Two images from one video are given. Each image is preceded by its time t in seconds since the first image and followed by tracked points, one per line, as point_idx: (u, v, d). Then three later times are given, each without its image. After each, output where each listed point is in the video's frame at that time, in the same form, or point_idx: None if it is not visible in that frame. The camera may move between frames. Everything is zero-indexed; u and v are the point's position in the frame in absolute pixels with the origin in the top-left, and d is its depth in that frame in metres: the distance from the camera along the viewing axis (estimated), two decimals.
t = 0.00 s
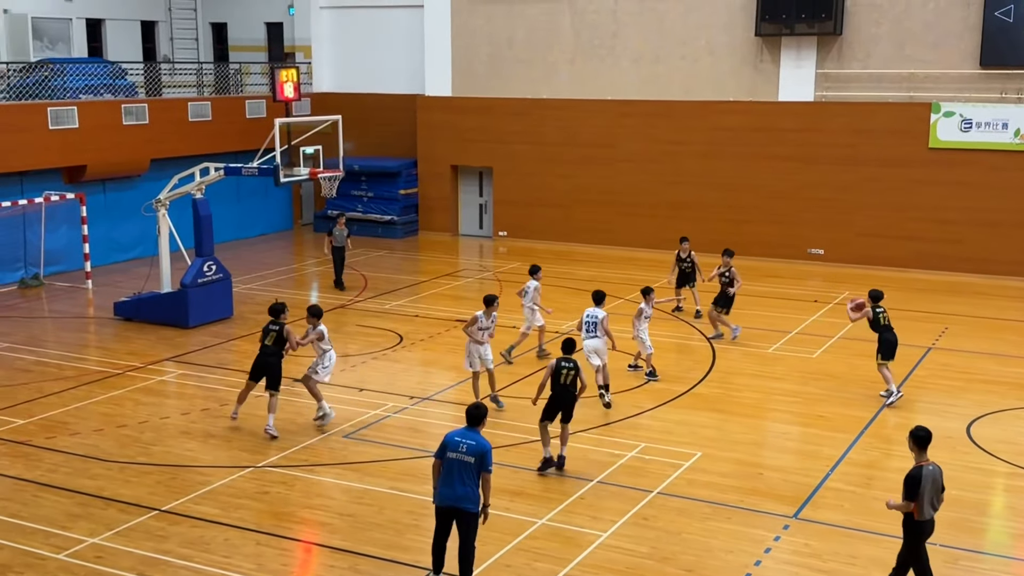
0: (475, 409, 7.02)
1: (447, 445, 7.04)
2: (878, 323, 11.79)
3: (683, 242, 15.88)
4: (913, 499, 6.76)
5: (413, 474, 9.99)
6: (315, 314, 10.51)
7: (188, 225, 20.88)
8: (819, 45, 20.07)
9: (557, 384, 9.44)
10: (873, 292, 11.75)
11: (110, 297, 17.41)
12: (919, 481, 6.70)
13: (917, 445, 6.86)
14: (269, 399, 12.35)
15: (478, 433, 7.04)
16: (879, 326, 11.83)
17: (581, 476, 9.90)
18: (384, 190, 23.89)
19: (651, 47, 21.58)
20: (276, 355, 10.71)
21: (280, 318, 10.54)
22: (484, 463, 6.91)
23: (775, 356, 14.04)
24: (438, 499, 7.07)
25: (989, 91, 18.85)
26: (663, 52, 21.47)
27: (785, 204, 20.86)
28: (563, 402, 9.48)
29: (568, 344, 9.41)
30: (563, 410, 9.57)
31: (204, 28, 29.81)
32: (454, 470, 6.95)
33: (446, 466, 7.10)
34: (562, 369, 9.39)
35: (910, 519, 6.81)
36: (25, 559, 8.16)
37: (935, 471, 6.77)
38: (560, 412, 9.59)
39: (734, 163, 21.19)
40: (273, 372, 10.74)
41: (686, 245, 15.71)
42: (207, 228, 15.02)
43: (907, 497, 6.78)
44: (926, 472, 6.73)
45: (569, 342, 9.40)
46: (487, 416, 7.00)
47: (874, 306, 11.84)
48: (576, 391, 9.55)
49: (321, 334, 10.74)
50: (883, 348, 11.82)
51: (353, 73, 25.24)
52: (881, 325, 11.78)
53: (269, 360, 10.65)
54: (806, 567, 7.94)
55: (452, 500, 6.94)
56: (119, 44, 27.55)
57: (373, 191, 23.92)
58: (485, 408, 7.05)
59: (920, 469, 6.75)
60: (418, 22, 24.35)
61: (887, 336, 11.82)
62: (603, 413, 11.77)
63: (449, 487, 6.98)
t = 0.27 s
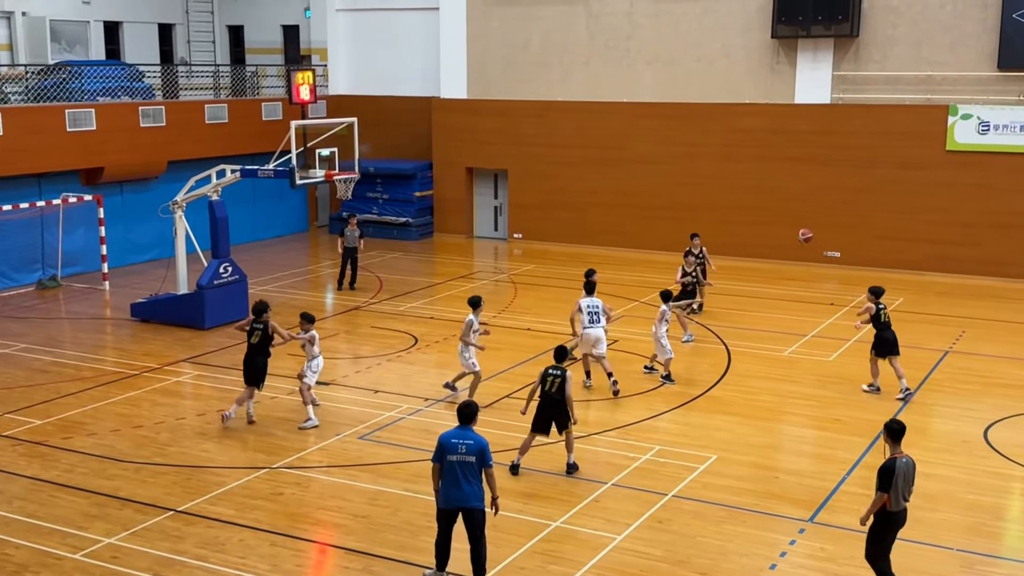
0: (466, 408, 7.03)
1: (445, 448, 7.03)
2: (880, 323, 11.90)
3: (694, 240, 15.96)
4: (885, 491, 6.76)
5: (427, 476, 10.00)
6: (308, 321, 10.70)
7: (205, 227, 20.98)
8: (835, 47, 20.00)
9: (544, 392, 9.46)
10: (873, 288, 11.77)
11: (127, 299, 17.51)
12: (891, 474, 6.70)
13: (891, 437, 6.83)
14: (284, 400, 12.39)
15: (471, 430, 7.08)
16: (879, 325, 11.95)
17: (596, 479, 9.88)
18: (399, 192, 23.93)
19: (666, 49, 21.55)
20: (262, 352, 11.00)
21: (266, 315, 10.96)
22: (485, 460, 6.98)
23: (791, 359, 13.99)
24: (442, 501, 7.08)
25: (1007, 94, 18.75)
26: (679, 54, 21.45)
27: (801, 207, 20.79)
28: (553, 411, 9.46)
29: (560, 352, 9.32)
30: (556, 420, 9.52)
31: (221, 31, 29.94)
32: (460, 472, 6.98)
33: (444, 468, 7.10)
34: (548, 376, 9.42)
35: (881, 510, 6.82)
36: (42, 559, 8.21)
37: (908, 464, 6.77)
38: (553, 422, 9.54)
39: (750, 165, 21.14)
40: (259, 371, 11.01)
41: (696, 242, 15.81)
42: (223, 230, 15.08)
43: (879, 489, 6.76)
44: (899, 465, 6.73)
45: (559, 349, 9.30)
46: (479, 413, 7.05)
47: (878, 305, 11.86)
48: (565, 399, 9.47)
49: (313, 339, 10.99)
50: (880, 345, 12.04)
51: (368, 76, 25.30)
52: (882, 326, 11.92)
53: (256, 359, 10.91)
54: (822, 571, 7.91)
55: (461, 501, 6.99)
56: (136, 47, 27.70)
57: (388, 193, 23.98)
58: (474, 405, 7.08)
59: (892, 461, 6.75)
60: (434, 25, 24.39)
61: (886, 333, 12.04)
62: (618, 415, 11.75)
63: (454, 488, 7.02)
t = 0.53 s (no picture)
0: (452, 406, 7.07)
1: (438, 448, 7.07)
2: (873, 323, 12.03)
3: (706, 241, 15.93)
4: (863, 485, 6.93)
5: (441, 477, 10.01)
6: (307, 310, 11.42)
7: (220, 228, 21.06)
8: (852, 49, 19.93)
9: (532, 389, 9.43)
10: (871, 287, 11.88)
11: (142, 299, 17.58)
12: (868, 468, 6.86)
13: (867, 433, 6.99)
14: (299, 402, 12.41)
15: (458, 427, 7.16)
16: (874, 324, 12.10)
17: (610, 481, 9.87)
18: (414, 194, 23.97)
19: (681, 51, 21.53)
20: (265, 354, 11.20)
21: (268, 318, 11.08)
22: (477, 455, 7.14)
23: (806, 362, 13.95)
24: (438, 502, 7.15)
25: None
26: (694, 56, 21.41)
27: (816, 209, 20.72)
28: (542, 408, 9.46)
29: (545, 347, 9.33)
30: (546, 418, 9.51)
31: (237, 33, 30.07)
32: (457, 471, 7.09)
33: (434, 468, 7.14)
34: (535, 372, 9.37)
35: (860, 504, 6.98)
36: (58, 558, 8.25)
37: (884, 458, 6.96)
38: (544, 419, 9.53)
39: (764, 167, 21.08)
40: (259, 371, 11.25)
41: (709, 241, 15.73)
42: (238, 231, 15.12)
43: (858, 483, 6.92)
44: (875, 459, 6.92)
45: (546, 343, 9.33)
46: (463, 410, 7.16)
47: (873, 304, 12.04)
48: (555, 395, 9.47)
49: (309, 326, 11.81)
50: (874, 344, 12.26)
51: (383, 78, 25.36)
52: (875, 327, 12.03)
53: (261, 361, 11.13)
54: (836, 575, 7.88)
55: (460, 499, 7.11)
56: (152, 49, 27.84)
57: (403, 195, 24.02)
58: (458, 402, 7.13)
59: (869, 456, 6.93)
60: (448, 27, 24.43)
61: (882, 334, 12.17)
62: (632, 418, 11.73)
63: (452, 487, 7.11)
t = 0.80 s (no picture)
0: (446, 406, 7.30)
1: (437, 448, 7.30)
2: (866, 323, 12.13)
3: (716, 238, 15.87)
4: (846, 478, 7.11)
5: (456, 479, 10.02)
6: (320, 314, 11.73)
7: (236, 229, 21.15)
8: (869, 51, 19.85)
9: (536, 398, 9.39)
10: (865, 289, 12.09)
11: (159, 301, 17.67)
12: (848, 462, 7.06)
13: (849, 427, 7.17)
14: (315, 403, 12.45)
15: (450, 426, 7.42)
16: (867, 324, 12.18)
17: (625, 484, 9.86)
18: (429, 196, 24.01)
19: (697, 53, 21.50)
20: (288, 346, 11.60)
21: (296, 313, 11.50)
22: (472, 452, 7.45)
23: (822, 365, 13.90)
24: (437, 501, 7.38)
25: None
26: (710, 58, 21.37)
27: (832, 211, 20.65)
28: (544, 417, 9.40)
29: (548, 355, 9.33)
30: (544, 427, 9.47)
31: (253, 35, 30.22)
32: (457, 469, 7.37)
33: (431, 468, 7.37)
34: (540, 380, 9.36)
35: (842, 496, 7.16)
36: (75, 558, 8.31)
37: (866, 451, 7.13)
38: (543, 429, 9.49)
39: (781, 169, 21.02)
40: (277, 361, 11.65)
41: (719, 239, 15.70)
42: (254, 232, 15.18)
43: (840, 476, 7.12)
44: (857, 453, 7.09)
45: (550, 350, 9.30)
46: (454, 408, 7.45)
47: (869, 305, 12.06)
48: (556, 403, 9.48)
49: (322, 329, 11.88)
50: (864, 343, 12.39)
51: (399, 80, 25.43)
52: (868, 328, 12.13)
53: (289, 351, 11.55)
54: None
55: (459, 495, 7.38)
56: (169, 51, 28.01)
57: (418, 197, 24.07)
58: (449, 401, 7.38)
59: (852, 450, 7.10)
60: (464, 29, 24.47)
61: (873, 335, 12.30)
62: (646, 420, 11.72)
63: (450, 486, 7.36)
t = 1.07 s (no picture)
0: (433, 402, 7.46)
1: (425, 444, 7.46)
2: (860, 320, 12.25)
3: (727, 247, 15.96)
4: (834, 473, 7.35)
5: (469, 480, 10.01)
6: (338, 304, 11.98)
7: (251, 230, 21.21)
8: (885, 52, 19.77)
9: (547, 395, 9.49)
10: (864, 285, 12.22)
11: (174, 301, 17.73)
12: (835, 458, 7.33)
13: (838, 423, 7.45)
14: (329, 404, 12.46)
15: (438, 423, 7.57)
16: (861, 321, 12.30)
17: (638, 486, 9.84)
18: (443, 198, 24.03)
19: (712, 54, 21.45)
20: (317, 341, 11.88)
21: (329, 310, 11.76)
22: (459, 448, 7.59)
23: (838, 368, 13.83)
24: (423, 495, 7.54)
25: None
26: (725, 59, 21.33)
27: (848, 213, 20.57)
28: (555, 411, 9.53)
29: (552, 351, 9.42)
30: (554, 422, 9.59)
31: (269, 37, 30.32)
32: (443, 465, 7.51)
33: (419, 464, 7.49)
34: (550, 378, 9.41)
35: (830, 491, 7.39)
36: (90, 558, 8.34)
37: (855, 448, 7.34)
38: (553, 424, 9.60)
39: (796, 171, 20.94)
40: (309, 358, 11.82)
41: (728, 249, 15.84)
42: (269, 233, 15.24)
43: (829, 471, 7.38)
44: (845, 449, 7.32)
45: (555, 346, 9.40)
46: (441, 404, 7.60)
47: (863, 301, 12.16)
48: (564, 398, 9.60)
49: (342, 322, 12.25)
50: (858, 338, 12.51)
51: (413, 82, 25.46)
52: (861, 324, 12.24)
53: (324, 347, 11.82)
54: None
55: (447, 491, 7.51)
56: (185, 53, 28.14)
57: (432, 198, 24.09)
58: (438, 398, 7.53)
59: (840, 446, 7.35)
60: (478, 30, 24.50)
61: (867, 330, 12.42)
62: (661, 422, 11.69)
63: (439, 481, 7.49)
